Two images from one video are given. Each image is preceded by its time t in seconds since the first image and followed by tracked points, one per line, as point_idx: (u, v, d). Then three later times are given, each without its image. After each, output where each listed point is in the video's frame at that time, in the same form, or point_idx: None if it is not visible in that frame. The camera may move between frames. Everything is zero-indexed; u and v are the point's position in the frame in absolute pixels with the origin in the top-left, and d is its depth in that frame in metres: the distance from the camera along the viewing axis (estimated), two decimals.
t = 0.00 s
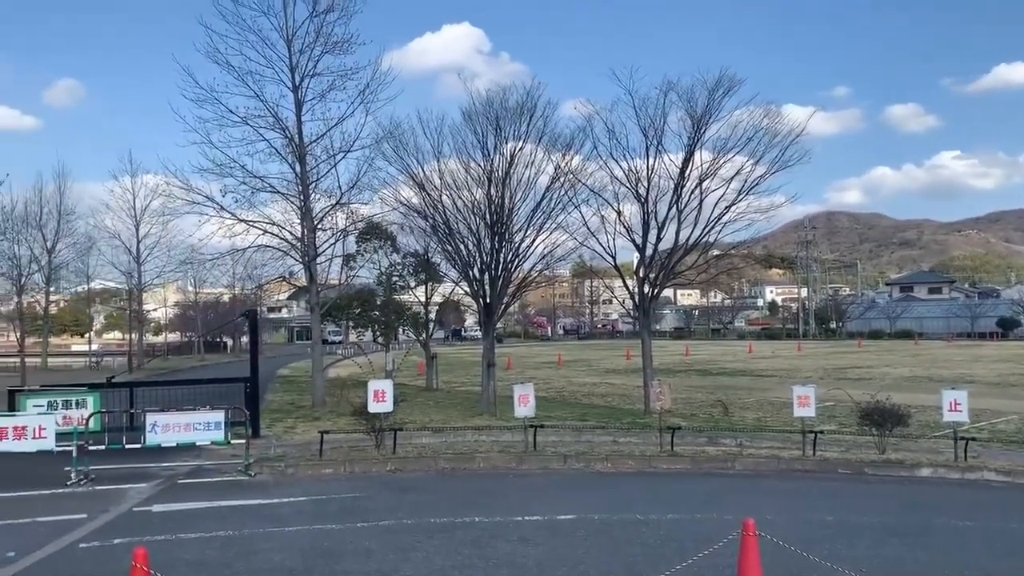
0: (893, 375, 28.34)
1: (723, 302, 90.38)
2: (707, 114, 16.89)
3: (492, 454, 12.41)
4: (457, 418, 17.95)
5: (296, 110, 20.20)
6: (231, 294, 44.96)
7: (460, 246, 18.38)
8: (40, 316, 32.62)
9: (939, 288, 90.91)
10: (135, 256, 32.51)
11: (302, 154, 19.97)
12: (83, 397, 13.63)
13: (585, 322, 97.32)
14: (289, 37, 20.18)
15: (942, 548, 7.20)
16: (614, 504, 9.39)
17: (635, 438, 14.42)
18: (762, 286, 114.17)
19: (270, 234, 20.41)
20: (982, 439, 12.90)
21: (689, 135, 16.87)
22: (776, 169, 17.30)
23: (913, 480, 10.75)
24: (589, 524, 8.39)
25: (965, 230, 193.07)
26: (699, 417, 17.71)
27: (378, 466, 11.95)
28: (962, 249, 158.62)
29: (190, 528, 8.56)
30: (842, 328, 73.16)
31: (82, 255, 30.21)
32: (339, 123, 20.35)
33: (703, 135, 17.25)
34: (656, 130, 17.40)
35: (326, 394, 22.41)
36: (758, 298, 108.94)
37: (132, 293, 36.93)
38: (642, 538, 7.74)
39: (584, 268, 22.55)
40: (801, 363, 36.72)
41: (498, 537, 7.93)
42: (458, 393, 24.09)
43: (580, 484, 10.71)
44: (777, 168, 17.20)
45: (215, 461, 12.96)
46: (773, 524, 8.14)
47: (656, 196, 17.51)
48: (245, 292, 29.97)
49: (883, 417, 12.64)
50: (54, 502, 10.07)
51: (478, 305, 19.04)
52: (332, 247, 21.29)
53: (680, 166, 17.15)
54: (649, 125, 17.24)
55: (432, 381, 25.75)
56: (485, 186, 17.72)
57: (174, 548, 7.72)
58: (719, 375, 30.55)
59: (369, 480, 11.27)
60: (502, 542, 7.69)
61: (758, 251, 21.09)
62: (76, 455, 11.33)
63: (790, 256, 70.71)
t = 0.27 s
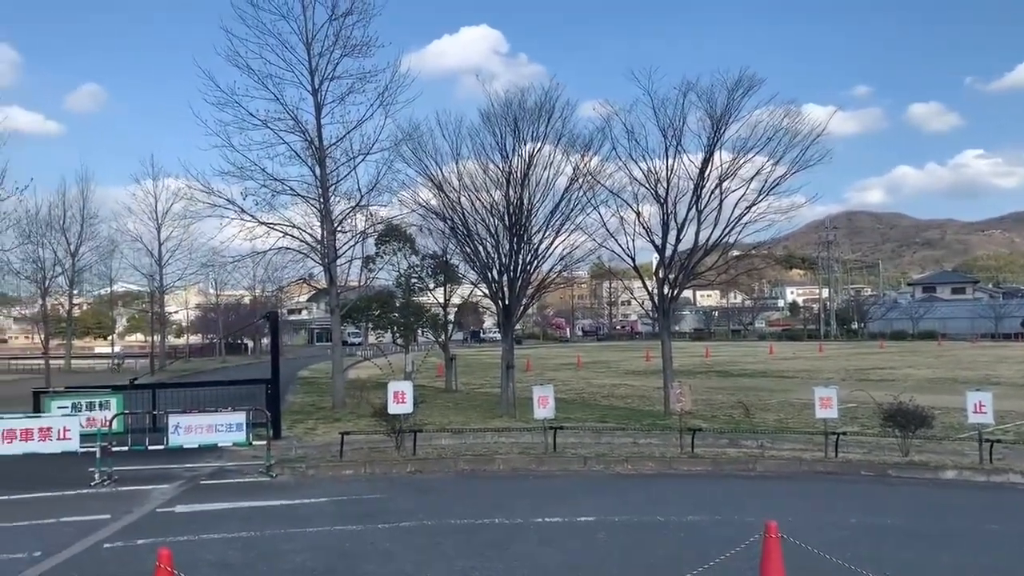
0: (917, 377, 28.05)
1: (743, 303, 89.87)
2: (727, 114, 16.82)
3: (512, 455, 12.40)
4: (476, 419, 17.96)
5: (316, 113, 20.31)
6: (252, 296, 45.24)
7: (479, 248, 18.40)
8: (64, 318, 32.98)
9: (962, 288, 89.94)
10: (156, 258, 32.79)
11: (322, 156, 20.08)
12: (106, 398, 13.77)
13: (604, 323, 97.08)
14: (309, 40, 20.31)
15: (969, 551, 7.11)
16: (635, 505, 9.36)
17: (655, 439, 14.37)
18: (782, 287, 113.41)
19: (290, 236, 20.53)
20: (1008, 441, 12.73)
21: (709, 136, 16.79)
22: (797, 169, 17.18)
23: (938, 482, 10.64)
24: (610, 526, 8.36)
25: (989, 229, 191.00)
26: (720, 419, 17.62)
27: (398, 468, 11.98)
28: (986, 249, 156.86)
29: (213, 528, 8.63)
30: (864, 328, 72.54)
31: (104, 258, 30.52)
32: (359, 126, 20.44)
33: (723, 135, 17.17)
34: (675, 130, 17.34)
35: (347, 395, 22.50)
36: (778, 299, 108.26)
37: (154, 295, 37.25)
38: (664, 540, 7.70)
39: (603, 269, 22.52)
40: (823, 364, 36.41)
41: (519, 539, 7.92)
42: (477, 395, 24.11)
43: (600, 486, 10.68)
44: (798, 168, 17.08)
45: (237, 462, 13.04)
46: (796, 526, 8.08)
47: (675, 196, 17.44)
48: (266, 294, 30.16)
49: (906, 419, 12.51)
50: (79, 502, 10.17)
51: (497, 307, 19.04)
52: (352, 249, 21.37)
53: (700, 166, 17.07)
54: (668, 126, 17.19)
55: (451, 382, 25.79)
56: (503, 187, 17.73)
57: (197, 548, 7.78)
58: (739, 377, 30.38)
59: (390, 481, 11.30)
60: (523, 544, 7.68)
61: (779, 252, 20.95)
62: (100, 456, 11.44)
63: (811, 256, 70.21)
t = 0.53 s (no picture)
0: (938, 379, 27.79)
1: (761, 305, 89.39)
2: (745, 115, 16.75)
3: (530, 457, 12.40)
4: (493, 421, 17.97)
5: (334, 116, 20.41)
6: (271, 298, 45.48)
7: (497, 250, 18.41)
8: (85, 319, 33.28)
9: (984, 290, 89.04)
10: (176, 260, 33.02)
11: (340, 159, 20.17)
12: (127, 399, 13.90)
13: (622, 325, 96.87)
14: (327, 44, 20.42)
15: (990, 556, 7.04)
16: (652, 508, 9.34)
17: (673, 442, 14.33)
18: (801, 288, 112.71)
19: (308, 239, 20.63)
20: None
21: (727, 137, 16.72)
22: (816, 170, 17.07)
23: (959, 486, 10.54)
24: (628, 528, 8.34)
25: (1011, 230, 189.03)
26: (738, 422, 17.53)
27: (416, 469, 12.01)
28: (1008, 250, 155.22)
29: (233, 529, 8.69)
30: (884, 330, 71.96)
31: (124, 260, 30.79)
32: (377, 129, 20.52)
33: (741, 137, 17.09)
34: (693, 131, 17.28)
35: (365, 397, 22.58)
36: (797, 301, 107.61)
37: (174, 297, 37.54)
38: (682, 543, 7.67)
39: (620, 271, 22.48)
40: (842, 366, 36.18)
41: (536, 541, 7.92)
42: (495, 396, 24.13)
43: (617, 488, 10.66)
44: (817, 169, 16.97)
45: (257, 463, 13.13)
46: (814, 530, 8.04)
47: (693, 198, 17.38)
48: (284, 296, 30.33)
49: (927, 422, 12.40)
50: (100, 502, 10.28)
51: (515, 308, 19.03)
52: (370, 251, 21.45)
53: (718, 167, 17.00)
54: (686, 127, 17.14)
55: (469, 384, 25.82)
56: (520, 189, 17.74)
57: (217, 548, 7.84)
58: (758, 379, 30.21)
59: (408, 482, 11.34)
60: (541, 546, 7.68)
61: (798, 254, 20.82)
62: (121, 456, 11.55)
63: (830, 258, 69.75)
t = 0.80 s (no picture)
0: (958, 384, 27.52)
1: (779, 308, 88.86)
2: (763, 118, 16.69)
3: (546, 460, 12.40)
4: (509, 423, 17.97)
5: (351, 119, 20.49)
6: (288, 300, 45.67)
7: (513, 252, 18.43)
8: (105, 320, 33.53)
9: (1005, 294, 88.12)
10: (194, 262, 33.23)
11: (357, 162, 20.25)
12: (146, 400, 14.00)
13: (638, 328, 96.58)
14: (344, 47, 20.51)
15: (1010, 562, 6.98)
16: (669, 512, 9.31)
17: (690, 445, 14.28)
18: (819, 292, 111.96)
19: (326, 241, 20.72)
20: None
21: (745, 139, 16.66)
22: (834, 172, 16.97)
23: (978, 492, 10.45)
24: (644, 532, 8.32)
25: None
26: (756, 425, 17.45)
27: (432, 471, 12.04)
28: None
29: (250, 529, 8.75)
30: (903, 334, 71.35)
31: (143, 262, 31.02)
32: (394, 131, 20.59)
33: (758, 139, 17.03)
34: (710, 134, 17.23)
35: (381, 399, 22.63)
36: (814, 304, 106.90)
37: (192, 299, 37.78)
38: (700, 547, 7.65)
39: (636, 274, 22.44)
40: (861, 370, 35.90)
41: (553, 544, 7.92)
42: (510, 399, 24.14)
43: (633, 491, 10.65)
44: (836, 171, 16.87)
45: (274, 464, 13.20)
46: (831, 535, 7.99)
47: (710, 200, 17.32)
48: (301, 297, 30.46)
49: (947, 427, 12.29)
50: (120, 502, 10.37)
51: (530, 311, 19.03)
52: (386, 253, 21.51)
53: (735, 170, 16.95)
54: (703, 130, 17.09)
55: (484, 387, 25.83)
56: (536, 191, 17.75)
57: (235, 549, 7.89)
58: (775, 383, 30.04)
59: (424, 484, 11.36)
60: (557, 549, 7.68)
61: (816, 258, 20.69)
62: (140, 457, 11.64)
63: (849, 260, 69.24)
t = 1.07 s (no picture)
0: (976, 387, 27.29)
1: (795, 310, 88.38)
2: (779, 119, 16.61)
3: (562, 462, 12.38)
4: (524, 425, 17.96)
5: (367, 120, 20.56)
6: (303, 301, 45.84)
7: (527, 253, 18.42)
8: (122, 321, 33.75)
9: None
10: (211, 263, 33.40)
11: (372, 163, 20.30)
12: (163, 401, 14.08)
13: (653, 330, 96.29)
14: (359, 49, 20.56)
15: None
16: (684, 515, 9.28)
17: (706, 448, 14.23)
18: (835, 294, 111.28)
19: (341, 242, 20.78)
20: None
21: (761, 140, 16.59)
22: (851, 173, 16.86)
23: (997, 496, 10.35)
24: (660, 535, 8.28)
25: None
26: (772, 428, 17.36)
27: (447, 472, 12.05)
28: None
29: (266, 530, 8.78)
30: (920, 336, 70.80)
31: (160, 263, 31.21)
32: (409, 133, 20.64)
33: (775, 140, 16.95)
34: (726, 135, 17.16)
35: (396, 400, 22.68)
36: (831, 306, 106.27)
37: (209, 300, 38.02)
38: (716, 550, 7.60)
39: (651, 275, 22.38)
40: (877, 373, 35.65)
41: (568, 546, 7.90)
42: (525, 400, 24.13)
43: (648, 494, 10.62)
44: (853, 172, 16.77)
45: (290, 464, 13.25)
46: (848, 539, 7.93)
47: (726, 201, 17.25)
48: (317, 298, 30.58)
49: (965, 430, 12.18)
50: (137, 502, 10.43)
51: (545, 312, 19.01)
52: (401, 255, 21.56)
53: (751, 171, 16.87)
54: (718, 131, 17.03)
55: (499, 389, 25.84)
56: (551, 193, 17.74)
57: (251, 549, 7.92)
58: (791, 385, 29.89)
59: (439, 486, 11.37)
60: (572, 552, 7.65)
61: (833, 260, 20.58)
62: (157, 457, 11.70)
63: (866, 262, 68.79)
